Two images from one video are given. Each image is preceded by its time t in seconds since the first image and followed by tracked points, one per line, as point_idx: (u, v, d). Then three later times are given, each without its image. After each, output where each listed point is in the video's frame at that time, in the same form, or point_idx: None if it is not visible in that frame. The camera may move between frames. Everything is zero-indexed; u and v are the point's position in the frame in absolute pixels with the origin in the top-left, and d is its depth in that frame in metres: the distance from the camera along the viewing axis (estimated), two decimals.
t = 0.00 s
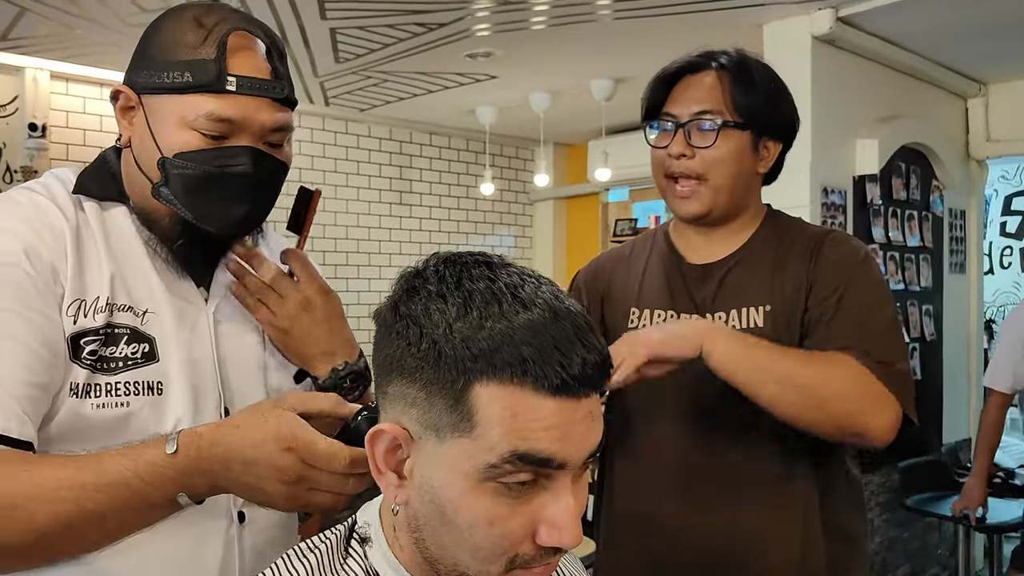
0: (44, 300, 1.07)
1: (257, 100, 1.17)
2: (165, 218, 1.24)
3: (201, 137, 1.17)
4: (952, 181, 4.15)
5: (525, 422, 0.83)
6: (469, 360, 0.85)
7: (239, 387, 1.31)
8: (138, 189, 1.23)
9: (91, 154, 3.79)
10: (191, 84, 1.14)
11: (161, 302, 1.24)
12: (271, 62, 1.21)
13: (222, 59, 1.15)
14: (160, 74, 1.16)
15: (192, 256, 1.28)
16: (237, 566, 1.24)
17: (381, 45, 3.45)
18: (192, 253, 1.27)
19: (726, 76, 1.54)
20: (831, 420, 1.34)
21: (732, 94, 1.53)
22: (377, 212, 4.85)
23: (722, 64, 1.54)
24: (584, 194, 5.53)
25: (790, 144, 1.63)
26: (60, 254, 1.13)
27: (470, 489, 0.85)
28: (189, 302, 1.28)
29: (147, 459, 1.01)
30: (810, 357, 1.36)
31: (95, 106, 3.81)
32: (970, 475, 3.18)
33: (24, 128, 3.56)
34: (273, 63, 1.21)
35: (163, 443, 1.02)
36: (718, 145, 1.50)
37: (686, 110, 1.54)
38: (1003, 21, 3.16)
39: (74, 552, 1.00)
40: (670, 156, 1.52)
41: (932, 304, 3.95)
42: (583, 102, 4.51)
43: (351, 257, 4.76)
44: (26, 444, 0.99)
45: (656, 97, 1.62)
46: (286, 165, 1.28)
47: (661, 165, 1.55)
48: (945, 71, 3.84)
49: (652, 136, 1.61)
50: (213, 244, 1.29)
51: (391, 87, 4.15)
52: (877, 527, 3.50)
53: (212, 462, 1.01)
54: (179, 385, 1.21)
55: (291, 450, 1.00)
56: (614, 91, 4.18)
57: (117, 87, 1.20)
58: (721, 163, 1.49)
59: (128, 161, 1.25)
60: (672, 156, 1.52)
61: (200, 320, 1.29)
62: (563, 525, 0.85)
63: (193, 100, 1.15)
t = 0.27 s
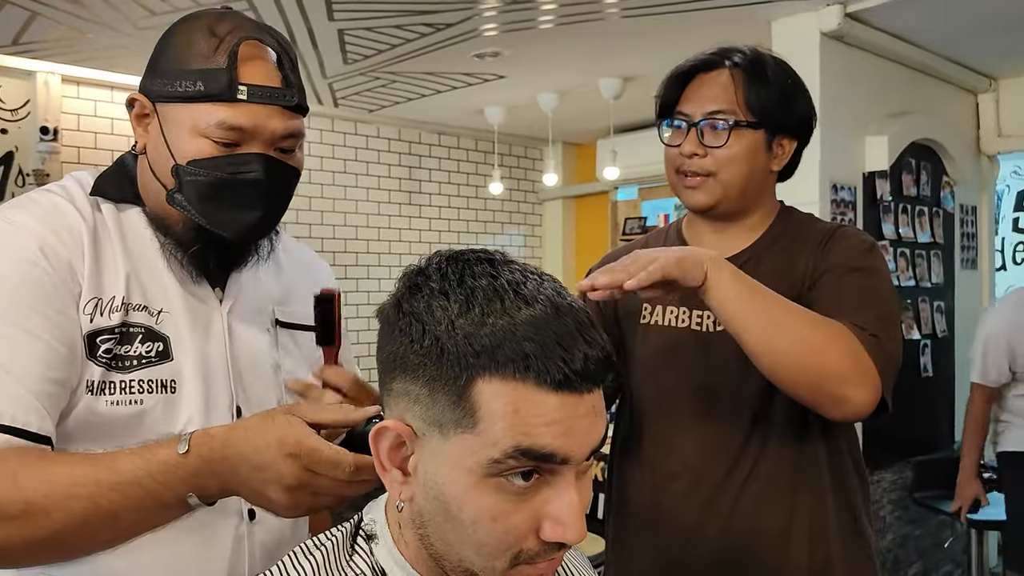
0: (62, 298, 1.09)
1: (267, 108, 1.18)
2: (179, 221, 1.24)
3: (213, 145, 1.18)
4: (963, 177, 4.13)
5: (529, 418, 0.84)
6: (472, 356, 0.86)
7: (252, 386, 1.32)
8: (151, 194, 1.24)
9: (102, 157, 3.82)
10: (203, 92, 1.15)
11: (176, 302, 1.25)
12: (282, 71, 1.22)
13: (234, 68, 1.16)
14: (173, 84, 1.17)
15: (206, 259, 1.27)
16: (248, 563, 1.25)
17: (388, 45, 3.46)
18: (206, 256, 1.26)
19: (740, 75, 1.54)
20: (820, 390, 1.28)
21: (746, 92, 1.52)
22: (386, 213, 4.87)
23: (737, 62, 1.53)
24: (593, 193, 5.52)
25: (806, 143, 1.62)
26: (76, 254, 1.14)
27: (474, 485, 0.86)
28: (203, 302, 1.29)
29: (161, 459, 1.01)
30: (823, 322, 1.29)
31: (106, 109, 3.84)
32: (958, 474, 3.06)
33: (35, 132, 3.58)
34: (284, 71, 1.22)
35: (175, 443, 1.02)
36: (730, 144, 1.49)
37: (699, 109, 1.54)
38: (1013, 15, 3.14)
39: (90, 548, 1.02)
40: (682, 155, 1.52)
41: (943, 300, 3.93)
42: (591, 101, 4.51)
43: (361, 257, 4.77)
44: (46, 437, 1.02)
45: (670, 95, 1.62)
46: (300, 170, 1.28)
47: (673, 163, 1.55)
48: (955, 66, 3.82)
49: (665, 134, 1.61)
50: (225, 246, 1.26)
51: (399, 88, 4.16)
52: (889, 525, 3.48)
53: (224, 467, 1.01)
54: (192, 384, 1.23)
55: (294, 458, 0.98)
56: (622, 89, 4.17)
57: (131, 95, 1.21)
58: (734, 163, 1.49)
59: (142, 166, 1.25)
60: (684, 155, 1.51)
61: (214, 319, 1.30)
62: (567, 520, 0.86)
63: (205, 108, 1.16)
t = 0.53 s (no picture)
0: (79, 299, 1.11)
1: (279, 114, 1.18)
2: (192, 225, 1.25)
3: (225, 150, 1.18)
4: (974, 174, 4.10)
5: (537, 419, 0.84)
6: (478, 357, 0.86)
7: (266, 387, 1.32)
8: (164, 197, 1.25)
9: (113, 159, 3.84)
10: (214, 99, 1.16)
11: (192, 304, 1.26)
12: (294, 77, 1.21)
13: (246, 74, 1.16)
14: (186, 90, 1.18)
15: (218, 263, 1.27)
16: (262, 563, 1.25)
17: (396, 46, 3.47)
18: (218, 260, 1.27)
19: (744, 75, 1.53)
20: (843, 400, 1.29)
21: (752, 94, 1.52)
22: (395, 213, 4.88)
23: (741, 63, 1.52)
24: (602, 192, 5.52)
25: (809, 137, 1.62)
26: (94, 256, 1.15)
27: (482, 485, 0.86)
28: (217, 303, 1.29)
29: (172, 455, 1.02)
30: (822, 330, 1.29)
31: (115, 112, 3.86)
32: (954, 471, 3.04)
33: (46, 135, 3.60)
34: (297, 78, 1.22)
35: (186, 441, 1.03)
36: (738, 147, 1.49)
37: (705, 112, 1.53)
38: None
39: (102, 545, 1.03)
40: (690, 159, 1.52)
41: (955, 298, 3.91)
42: (599, 100, 4.51)
43: (371, 258, 4.78)
44: (62, 433, 1.04)
45: (673, 97, 1.61)
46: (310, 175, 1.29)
47: (681, 167, 1.54)
48: (965, 62, 3.79)
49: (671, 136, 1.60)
50: (235, 250, 1.27)
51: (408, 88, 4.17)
52: (902, 524, 3.44)
53: (231, 464, 1.01)
54: (208, 385, 1.23)
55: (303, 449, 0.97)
56: (630, 88, 4.17)
57: (145, 99, 1.22)
58: (744, 166, 1.48)
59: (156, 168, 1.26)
60: (692, 159, 1.51)
61: (229, 321, 1.30)
62: (575, 521, 0.86)
63: (216, 114, 1.17)
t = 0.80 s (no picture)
0: (87, 299, 1.11)
1: (288, 121, 1.18)
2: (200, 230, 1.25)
3: (234, 156, 1.18)
4: (982, 171, 4.08)
5: (541, 418, 0.84)
6: (482, 356, 0.86)
7: (273, 386, 1.32)
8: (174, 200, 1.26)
9: (120, 160, 3.85)
10: (224, 106, 1.15)
11: (197, 304, 1.25)
12: (303, 83, 1.21)
13: (255, 81, 1.16)
14: (196, 98, 1.17)
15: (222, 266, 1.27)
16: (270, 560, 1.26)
17: (400, 46, 3.47)
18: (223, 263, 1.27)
19: (754, 78, 1.53)
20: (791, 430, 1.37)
21: (765, 98, 1.52)
22: (401, 213, 4.88)
23: (752, 67, 1.51)
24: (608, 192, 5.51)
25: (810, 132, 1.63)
26: (102, 257, 1.16)
27: (486, 484, 0.86)
28: (223, 304, 1.29)
29: (179, 456, 1.02)
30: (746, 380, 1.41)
31: (122, 113, 3.87)
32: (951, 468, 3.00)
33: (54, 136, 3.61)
34: (305, 84, 1.21)
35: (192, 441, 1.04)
36: (757, 153, 1.50)
37: (719, 119, 1.52)
38: None
39: (109, 545, 1.03)
40: (707, 167, 1.51)
41: (963, 296, 3.89)
42: (605, 99, 4.51)
43: (377, 258, 4.79)
44: (73, 432, 1.04)
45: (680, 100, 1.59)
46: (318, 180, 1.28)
47: (696, 174, 1.54)
48: (972, 59, 3.78)
49: (680, 141, 1.59)
50: (242, 253, 1.27)
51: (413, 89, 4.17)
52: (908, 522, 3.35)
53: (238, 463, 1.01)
54: (215, 386, 1.23)
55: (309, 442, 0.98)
56: (636, 87, 4.16)
57: (153, 103, 1.22)
58: (761, 171, 1.49)
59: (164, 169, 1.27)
60: (710, 167, 1.51)
61: (235, 321, 1.30)
62: (580, 519, 0.86)
63: (225, 121, 1.16)
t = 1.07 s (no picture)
0: (90, 296, 1.10)
1: (294, 98, 1.19)
2: (212, 217, 1.26)
3: (242, 135, 1.19)
4: (991, 165, 4.06)
5: (548, 412, 0.84)
6: (488, 350, 0.86)
7: (278, 380, 1.33)
8: (178, 190, 1.26)
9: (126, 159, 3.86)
10: (231, 85, 1.16)
11: (202, 298, 1.25)
12: (306, 61, 1.22)
13: (260, 59, 1.16)
14: (200, 78, 1.18)
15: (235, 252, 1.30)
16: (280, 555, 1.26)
17: (406, 43, 3.46)
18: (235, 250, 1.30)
19: (757, 76, 1.52)
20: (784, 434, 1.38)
21: (768, 97, 1.51)
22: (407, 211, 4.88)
23: (755, 66, 1.50)
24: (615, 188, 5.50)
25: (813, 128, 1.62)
26: (107, 253, 1.15)
27: (494, 479, 0.86)
28: (228, 300, 1.29)
29: (171, 457, 1.02)
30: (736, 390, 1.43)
31: (129, 111, 3.88)
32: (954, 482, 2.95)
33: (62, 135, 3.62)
34: (307, 62, 1.22)
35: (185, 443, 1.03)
36: (761, 155, 1.49)
37: (724, 120, 1.51)
38: None
39: (103, 544, 1.02)
40: (712, 167, 1.51)
41: (972, 291, 3.87)
42: (612, 95, 4.50)
43: (383, 255, 4.79)
44: (72, 430, 1.04)
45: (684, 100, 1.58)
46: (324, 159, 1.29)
47: (701, 174, 1.53)
48: (981, 53, 3.75)
49: (684, 141, 1.58)
50: (251, 239, 1.30)
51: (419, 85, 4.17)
52: (918, 518, 3.29)
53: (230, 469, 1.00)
54: (219, 381, 1.23)
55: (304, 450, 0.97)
56: (642, 83, 4.15)
57: (157, 94, 1.22)
58: (765, 172, 1.48)
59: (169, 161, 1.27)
60: (715, 167, 1.50)
61: (238, 316, 1.29)
62: (588, 514, 0.85)
63: (233, 99, 1.17)
